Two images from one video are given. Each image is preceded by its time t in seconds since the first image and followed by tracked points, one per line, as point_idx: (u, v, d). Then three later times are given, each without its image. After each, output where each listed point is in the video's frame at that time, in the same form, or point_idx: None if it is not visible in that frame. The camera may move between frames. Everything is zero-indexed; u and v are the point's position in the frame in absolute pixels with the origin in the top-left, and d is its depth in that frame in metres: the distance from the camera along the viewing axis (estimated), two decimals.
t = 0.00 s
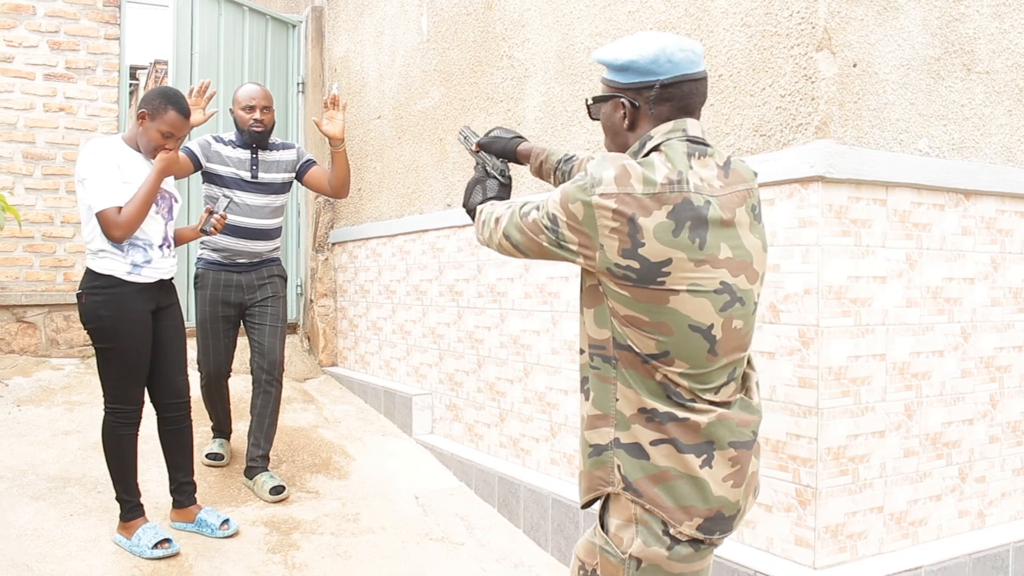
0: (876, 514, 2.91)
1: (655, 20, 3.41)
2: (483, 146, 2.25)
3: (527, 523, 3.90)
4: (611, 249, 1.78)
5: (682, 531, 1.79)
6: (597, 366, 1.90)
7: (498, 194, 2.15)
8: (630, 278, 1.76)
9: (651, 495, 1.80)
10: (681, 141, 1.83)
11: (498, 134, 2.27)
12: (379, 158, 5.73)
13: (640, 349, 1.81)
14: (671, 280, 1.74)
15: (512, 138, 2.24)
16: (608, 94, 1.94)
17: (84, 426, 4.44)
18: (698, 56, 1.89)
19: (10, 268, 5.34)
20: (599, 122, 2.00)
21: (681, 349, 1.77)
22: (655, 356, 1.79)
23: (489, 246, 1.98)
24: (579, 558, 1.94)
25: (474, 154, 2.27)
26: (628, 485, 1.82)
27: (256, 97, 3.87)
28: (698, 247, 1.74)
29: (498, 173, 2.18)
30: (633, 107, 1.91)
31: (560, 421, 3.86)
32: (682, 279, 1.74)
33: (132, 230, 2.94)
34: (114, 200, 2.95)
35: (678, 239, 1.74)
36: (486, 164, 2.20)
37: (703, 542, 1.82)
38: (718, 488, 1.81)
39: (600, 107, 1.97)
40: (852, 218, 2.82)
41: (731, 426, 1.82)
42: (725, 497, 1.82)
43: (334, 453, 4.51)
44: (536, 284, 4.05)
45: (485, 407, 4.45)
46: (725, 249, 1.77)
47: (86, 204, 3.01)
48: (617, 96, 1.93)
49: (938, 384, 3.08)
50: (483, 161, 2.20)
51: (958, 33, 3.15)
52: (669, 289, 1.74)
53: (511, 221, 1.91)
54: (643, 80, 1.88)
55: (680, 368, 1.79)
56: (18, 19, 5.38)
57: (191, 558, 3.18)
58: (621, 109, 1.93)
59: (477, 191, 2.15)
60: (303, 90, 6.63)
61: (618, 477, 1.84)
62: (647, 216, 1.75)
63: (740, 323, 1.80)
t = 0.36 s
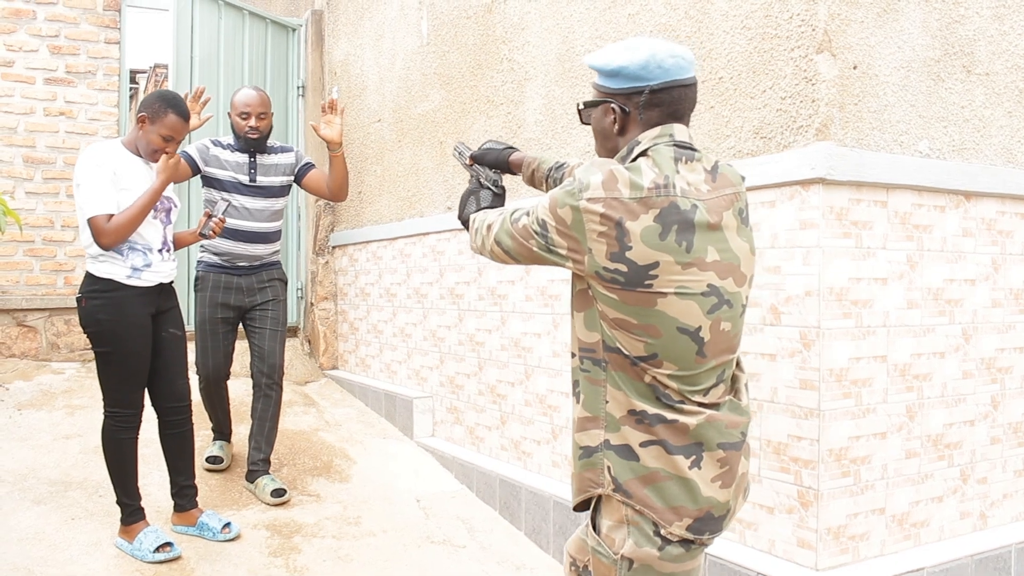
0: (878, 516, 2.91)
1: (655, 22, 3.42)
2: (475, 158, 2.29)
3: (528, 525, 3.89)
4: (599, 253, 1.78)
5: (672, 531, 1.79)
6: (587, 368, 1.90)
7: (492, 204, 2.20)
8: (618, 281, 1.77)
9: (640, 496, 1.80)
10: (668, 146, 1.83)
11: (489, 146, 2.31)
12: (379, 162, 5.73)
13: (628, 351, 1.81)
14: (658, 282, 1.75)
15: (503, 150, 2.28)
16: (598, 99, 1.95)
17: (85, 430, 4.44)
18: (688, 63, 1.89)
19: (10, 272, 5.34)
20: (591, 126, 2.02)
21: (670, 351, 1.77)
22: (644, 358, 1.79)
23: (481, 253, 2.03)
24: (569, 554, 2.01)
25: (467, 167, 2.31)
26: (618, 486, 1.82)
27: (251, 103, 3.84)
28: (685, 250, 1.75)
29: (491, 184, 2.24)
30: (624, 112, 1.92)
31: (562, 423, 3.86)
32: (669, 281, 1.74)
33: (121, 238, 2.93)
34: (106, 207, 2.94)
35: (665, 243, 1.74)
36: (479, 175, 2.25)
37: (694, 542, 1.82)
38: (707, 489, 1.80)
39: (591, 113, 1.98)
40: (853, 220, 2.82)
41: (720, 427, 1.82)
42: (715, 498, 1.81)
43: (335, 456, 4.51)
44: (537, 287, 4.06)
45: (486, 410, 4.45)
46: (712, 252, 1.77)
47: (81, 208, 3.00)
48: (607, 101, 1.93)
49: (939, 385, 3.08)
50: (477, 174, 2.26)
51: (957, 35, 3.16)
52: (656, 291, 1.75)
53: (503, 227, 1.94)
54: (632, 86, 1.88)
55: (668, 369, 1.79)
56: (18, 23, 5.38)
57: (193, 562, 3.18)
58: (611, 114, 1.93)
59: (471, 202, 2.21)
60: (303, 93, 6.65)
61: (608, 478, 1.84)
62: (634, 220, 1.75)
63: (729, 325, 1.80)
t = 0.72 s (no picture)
0: (876, 509, 2.91)
1: (653, 15, 3.41)
2: (466, 166, 2.32)
3: (527, 519, 3.89)
4: (600, 246, 1.78)
5: (679, 525, 1.79)
6: (589, 365, 1.89)
7: (483, 210, 2.18)
8: (620, 272, 1.77)
9: (647, 491, 1.79)
10: (662, 140, 1.84)
11: (480, 154, 2.33)
12: (376, 156, 5.72)
13: (632, 344, 1.80)
14: (660, 273, 1.75)
15: (493, 157, 2.30)
16: (574, 120, 1.98)
17: (83, 425, 4.43)
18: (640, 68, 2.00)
19: (7, 267, 5.33)
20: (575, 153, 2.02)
21: (673, 342, 1.77)
22: (648, 350, 1.79)
23: (477, 258, 2.00)
24: (561, 551, 2.05)
25: (460, 177, 2.34)
26: (623, 481, 1.81)
27: (233, 97, 3.86)
28: (685, 241, 1.75)
29: (482, 191, 2.24)
30: (607, 113, 1.93)
31: (560, 417, 3.85)
32: (671, 272, 1.75)
33: (118, 230, 2.92)
34: (101, 199, 2.94)
35: (666, 233, 1.75)
36: (470, 183, 2.27)
37: (699, 536, 1.83)
38: (713, 482, 1.81)
39: (574, 138, 2.00)
40: (852, 213, 2.82)
41: (725, 419, 1.82)
42: (720, 491, 1.82)
43: (333, 450, 4.50)
44: (535, 281, 4.05)
45: (485, 404, 4.45)
46: (712, 243, 1.78)
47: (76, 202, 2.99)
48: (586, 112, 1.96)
49: (937, 378, 3.08)
50: (467, 182, 2.28)
51: (956, 28, 3.15)
52: (658, 282, 1.75)
53: (499, 228, 1.92)
54: (603, 85, 1.92)
55: (672, 361, 1.78)
56: (14, 17, 5.36)
57: (191, 556, 3.18)
58: (595, 121, 1.94)
59: (462, 210, 2.19)
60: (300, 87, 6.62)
61: (612, 474, 1.83)
62: (635, 211, 1.76)
63: (730, 316, 1.81)
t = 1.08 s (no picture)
0: (876, 508, 2.91)
1: (653, 14, 3.40)
2: (441, 203, 2.38)
3: (527, 519, 3.89)
4: (575, 243, 1.83)
5: (677, 507, 1.80)
6: (575, 362, 1.89)
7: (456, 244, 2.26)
8: (597, 264, 1.82)
9: (640, 476, 1.80)
10: (621, 149, 1.93)
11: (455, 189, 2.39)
12: (376, 155, 5.71)
13: (615, 333, 1.83)
14: (634, 262, 1.81)
15: (468, 190, 2.35)
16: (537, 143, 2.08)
17: (82, 425, 4.43)
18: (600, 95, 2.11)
19: (6, 267, 5.32)
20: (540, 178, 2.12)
21: (653, 327, 1.81)
22: (630, 337, 1.82)
23: (456, 279, 2.03)
24: (544, 557, 2.17)
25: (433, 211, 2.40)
26: (616, 469, 1.81)
27: (216, 92, 3.85)
28: (654, 232, 1.83)
29: (455, 227, 2.33)
30: (567, 137, 2.04)
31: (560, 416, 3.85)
32: (644, 261, 1.81)
33: (115, 229, 2.92)
34: (98, 198, 2.93)
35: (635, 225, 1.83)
36: (444, 220, 2.35)
37: (696, 521, 1.84)
38: (703, 462, 1.83)
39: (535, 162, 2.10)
40: (851, 212, 2.82)
41: (709, 401, 1.84)
42: (711, 470, 1.84)
43: (332, 450, 4.50)
44: (534, 280, 4.05)
45: (484, 404, 4.45)
46: (680, 236, 1.86)
47: (73, 202, 2.98)
48: (544, 139, 2.07)
49: (937, 377, 3.08)
50: (441, 219, 2.35)
51: (956, 26, 3.15)
52: (633, 271, 1.81)
53: (476, 244, 1.96)
54: (563, 111, 2.04)
55: (654, 346, 1.82)
56: (12, 17, 5.35)
57: (191, 556, 3.17)
58: (555, 145, 2.05)
59: (437, 243, 2.27)
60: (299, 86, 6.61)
61: (605, 463, 1.83)
62: (604, 208, 1.82)
63: (703, 304, 1.86)
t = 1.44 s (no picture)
0: (883, 507, 2.89)
1: (659, 12, 3.39)
2: (437, 205, 2.34)
3: (532, 518, 3.88)
4: (563, 225, 1.83)
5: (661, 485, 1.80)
6: (564, 344, 1.90)
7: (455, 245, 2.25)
8: (583, 246, 1.82)
9: (624, 453, 1.80)
10: (613, 141, 1.93)
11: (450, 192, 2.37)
12: (380, 154, 5.71)
13: (600, 313, 1.83)
14: (619, 244, 1.81)
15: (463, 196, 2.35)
16: (546, 120, 2.06)
17: (87, 423, 4.43)
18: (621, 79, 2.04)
19: (12, 266, 5.33)
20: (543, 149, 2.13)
21: (637, 308, 1.81)
22: (615, 317, 1.82)
23: (448, 269, 2.02)
24: (544, 554, 2.13)
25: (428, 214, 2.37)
26: (601, 446, 1.82)
27: (211, 90, 3.84)
28: (639, 218, 1.84)
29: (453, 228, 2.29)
30: (572, 127, 2.02)
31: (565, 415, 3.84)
32: (629, 244, 1.82)
33: (118, 228, 2.92)
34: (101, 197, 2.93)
35: (621, 210, 1.82)
36: (440, 220, 2.30)
37: (681, 500, 1.83)
38: (686, 439, 1.82)
39: (541, 135, 2.09)
40: (858, 210, 2.80)
41: (692, 380, 1.84)
42: (694, 448, 1.83)
43: (338, 449, 4.50)
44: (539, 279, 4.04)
45: (489, 403, 4.44)
46: (665, 223, 1.86)
47: (76, 201, 2.98)
48: (554, 120, 2.04)
49: (945, 376, 3.06)
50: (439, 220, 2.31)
51: (964, 23, 3.13)
52: (618, 252, 1.81)
53: (468, 232, 1.96)
54: (575, 101, 2.00)
55: (638, 326, 1.82)
56: (17, 16, 5.36)
57: (196, 555, 3.17)
58: (560, 130, 2.04)
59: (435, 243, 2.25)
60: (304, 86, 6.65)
61: (591, 441, 1.84)
62: (592, 192, 1.84)
63: (688, 290, 1.87)
